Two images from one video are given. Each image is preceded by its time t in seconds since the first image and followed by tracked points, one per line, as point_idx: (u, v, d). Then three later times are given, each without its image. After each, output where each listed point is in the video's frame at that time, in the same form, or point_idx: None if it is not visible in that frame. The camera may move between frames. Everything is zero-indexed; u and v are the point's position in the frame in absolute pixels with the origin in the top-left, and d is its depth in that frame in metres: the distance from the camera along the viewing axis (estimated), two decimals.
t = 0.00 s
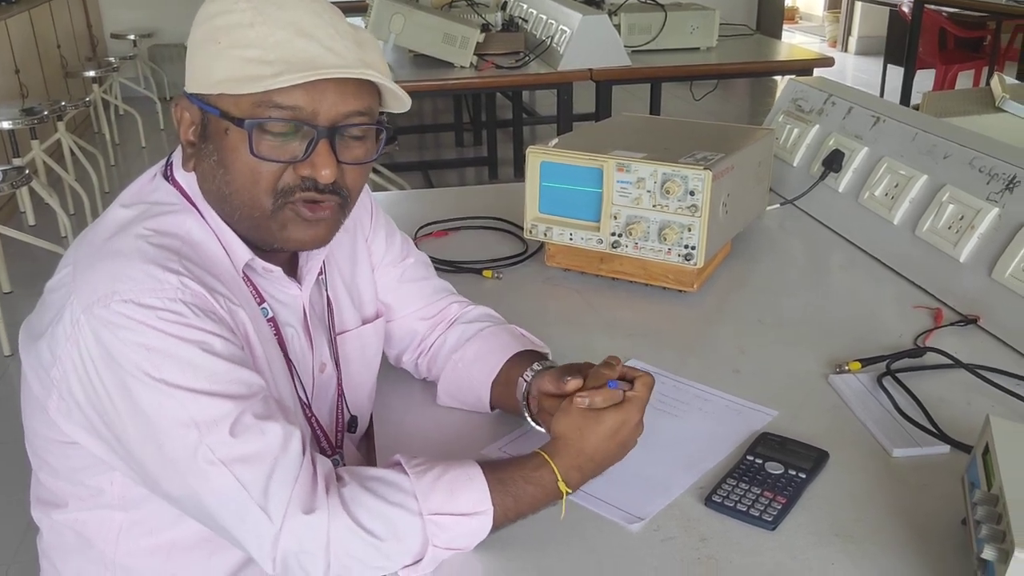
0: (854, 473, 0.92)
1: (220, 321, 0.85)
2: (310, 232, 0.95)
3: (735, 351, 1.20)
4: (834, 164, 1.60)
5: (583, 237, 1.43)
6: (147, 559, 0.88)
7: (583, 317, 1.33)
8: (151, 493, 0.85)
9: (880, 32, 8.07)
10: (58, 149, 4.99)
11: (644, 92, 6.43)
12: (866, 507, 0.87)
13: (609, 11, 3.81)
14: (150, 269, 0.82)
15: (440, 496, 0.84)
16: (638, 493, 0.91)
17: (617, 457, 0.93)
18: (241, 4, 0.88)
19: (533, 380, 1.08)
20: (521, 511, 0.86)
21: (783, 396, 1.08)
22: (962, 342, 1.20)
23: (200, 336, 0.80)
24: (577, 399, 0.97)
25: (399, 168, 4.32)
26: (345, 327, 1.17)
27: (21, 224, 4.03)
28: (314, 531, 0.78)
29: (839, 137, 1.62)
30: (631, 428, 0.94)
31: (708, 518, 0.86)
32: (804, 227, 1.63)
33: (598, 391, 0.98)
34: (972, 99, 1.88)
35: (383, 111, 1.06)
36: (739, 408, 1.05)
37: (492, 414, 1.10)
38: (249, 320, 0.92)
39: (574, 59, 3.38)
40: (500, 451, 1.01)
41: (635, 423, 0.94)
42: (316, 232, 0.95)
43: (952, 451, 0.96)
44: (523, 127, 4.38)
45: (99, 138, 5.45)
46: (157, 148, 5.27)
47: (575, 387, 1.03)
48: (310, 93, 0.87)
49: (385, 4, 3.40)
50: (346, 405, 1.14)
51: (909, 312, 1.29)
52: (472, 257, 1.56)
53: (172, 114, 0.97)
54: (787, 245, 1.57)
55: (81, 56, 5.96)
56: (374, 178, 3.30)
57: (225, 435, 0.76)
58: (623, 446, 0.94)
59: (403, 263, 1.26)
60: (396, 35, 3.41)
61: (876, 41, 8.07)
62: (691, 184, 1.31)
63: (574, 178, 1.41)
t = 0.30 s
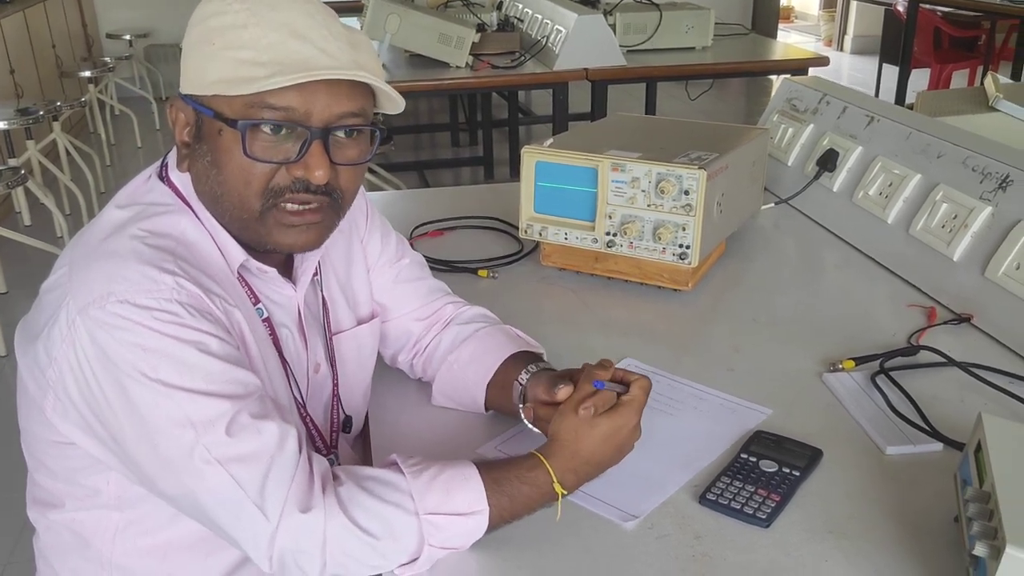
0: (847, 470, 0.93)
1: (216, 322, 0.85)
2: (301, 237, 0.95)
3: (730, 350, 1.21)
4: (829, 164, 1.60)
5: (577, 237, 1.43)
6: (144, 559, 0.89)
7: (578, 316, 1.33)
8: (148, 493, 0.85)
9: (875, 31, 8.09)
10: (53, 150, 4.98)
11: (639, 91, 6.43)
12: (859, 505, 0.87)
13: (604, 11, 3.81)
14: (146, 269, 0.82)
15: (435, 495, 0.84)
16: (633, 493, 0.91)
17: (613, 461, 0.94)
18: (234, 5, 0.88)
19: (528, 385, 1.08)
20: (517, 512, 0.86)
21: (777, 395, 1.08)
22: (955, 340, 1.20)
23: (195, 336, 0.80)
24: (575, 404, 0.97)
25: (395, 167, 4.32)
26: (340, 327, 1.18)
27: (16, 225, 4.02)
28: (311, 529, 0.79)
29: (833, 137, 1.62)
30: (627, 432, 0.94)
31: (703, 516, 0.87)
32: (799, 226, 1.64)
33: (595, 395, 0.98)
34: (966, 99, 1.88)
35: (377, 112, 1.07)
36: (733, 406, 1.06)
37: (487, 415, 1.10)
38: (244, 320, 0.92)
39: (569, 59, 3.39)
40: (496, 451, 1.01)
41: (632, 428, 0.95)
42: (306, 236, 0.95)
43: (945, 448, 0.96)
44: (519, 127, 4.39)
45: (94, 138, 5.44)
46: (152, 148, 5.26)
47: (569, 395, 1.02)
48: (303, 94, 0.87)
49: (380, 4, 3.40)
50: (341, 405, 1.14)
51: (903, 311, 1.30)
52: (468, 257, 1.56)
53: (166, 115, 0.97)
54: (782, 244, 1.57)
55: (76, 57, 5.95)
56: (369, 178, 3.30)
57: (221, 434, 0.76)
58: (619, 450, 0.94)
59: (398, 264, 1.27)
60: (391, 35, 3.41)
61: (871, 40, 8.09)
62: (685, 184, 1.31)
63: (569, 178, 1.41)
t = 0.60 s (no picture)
0: (844, 469, 0.93)
1: (212, 322, 0.85)
2: (298, 233, 0.94)
3: (727, 349, 1.21)
4: (825, 163, 1.61)
5: (575, 236, 1.43)
6: (142, 560, 0.89)
7: (575, 316, 1.34)
8: (145, 494, 0.85)
9: (871, 30, 8.11)
10: (49, 150, 4.97)
11: (636, 91, 6.44)
12: (856, 503, 0.88)
13: (601, 11, 3.81)
14: (142, 270, 0.82)
15: (433, 495, 0.84)
16: (631, 492, 0.91)
17: (611, 462, 0.94)
18: (231, 5, 0.88)
19: (523, 387, 1.07)
20: (514, 512, 0.86)
21: (774, 394, 1.09)
22: (952, 340, 1.20)
23: (192, 337, 0.80)
24: (574, 403, 0.97)
25: (392, 167, 4.32)
26: (337, 328, 1.18)
27: (13, 225, 4.01)
28: (308, 529, 0.79)
29: (830, 137, 1.62)
30: (624, 432, 0.94)
31: (700, 515, 0.87)
32: (795, 226, 1.64)
33: (593, 395, 0.98)
34: (962, 98, 1.89)
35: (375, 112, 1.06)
36: (730, 405, 1.06)
37: (484, 416, 1.10)
38: (241, 320, 0.92)
39: (566, 58, 3.39)
40: (493, 451, 1.01)
41: (629, 428, 0.95)
42: (304, 232, 0.94)
43: (942, 447, 0.96)
44: (516, 127, 4.39)
45: (91, 138, 5.44)
46: (149, 148, 5.25)
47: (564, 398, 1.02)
48: (300, 93, 0.87)
49: (375, 5, 3.38)
50: (338, 406, 1.14)
51: (899, 311, 1.30)
52: (465, 257, 1.56)
53: (163, 115, 0.97)
54: (779, 243, 1.58)
55: (72, 57, 5.94)
56: (367, 178, 3.30)
57: (219, 435, 0.76)
58: (617, 450, 0.94)
59: (395, 264, 1.26)
60: (388, 35, 3.41)
61: (867, 40, 8.11)
62: (682, 183, 1.31)
63: (566, 178, 1.41)
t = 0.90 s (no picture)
0: (843, 469, 0.93)
1: (209, 322, 0.85)
2: (297, 236, 0.95)
3: (725, 349, 1.21)
4: (824, 163, 1.60)
5: (573, 236, 1.43)
6: (139, 560, 0.88)
7: (574, 316, 1.33)
8: (142, 495, 0.85)
9: (869, 30, 8.11)
10: (47, 149, 4.97)
11: (635, 91, 6.44)
12: (855, 503, 0.88)
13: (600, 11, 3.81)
14: (138, 270, 0.82)
15: (431, 495, 0.84)
16: (629, 492, 0.91)
17: (609, 460, 0.93)
18: (227, 5, 0.87)
19: (522, 388, 1.07)
20: (512, 511, 0.86)
21: (772, 394, 1.09)
22: (950, 339, 1.20)
23: (188, 337, 0.80)
24: (574, 402, 0.97)
25: (390, 166, 4.31)
26: (335, 328, 1.18)
27: (10, 225, 4.00)
28: (305, 530, 0.78)
29: (828, 136, 1.62)
30: (623, 431, 0.94)
31: (698, 515, 0.87)
32: (794, 226, 1.64)
33: (593, 394, 0.98)
34: (960, 98, 1.88)
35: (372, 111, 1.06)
36: (728, 405, 1.06)
37: (482, 416, 1.10)
38: (238, 320, 0.92)
39: (565, 58, 3.38)
40: (491, 451, 1.01)
41: (628, 426, 0.95)
42: (303, 235, 0.95)
43: (941, 447, 0.96)
44: (514, 126, 4.38)
45: (88, 138, 5.43)
46: (147, 148, 5.25)
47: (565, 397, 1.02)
48: (299, 93, 0.87)
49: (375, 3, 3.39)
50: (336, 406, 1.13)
51: (897, 310, 1.30)
52: (463, 256, 1.56)
53: (160, 116, 0.97)
54: (777, 243, 1.58)
55: (70, 56, 5.93)
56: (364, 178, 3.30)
57: (216, 435, 0.76)
58: (616, 449, 0.94)
59: (393, 264, 1.26)
60: (386, 35, 3.41)
61: (865, 40, 8.11)
62: (680, 183, 1.31)
63: (564, 177, 1.41)
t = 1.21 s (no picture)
0: (842, 470, 0.93)
1: (206, 323, 0.85)
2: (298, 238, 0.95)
3: (724, 350, 1.21)
4: (823, 163, 1.60)
5: (572, 237, 1.43)
6: (137, 562, 0.88)
7: (573, 317, 1.33)
8: (140, 496, 0.84)
9: (869, 30, 8.11)
10: (46, 150, 4.96)
11: (634, 91, 6.44)
12: (854, 504, 0.87)
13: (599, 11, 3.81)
14: (135, 270, 0.82)
15: (429, 497, 0.84)
16: (628, 493, 0.91)
17: (608, 461, 0.93)
18: (225, 7, 0.87)
19: (519, 390, 1.07)
20: (510, 513, 0.86)
21: (771, 394, 1.08)
22: (949, 340, 1.20)
23: (185, 338, 0.80)
24: (573, 402, 0.97)
25: (389, 167, 4.31)
26: (333, 329, 1.17)
27: (9, 225, 4.00)
28: (303, 532, 0.78)
29: (827, 137, 1.62)
30: (621, 433, 0.94)
31: (697, 517, 0.87)
32: (793, 226, 1.64)
33: (591, 395, 0.98)
34: (960, 98, 1.88)
35: (371, 113, 1.06)
36: (727, 406, 1.06)
37: (481, 417, 1.10)
38: (235, 321, 0.92)
39: (564, 58, 3.38)
40: (490, 452, 1.01)
41: (627, 427, 0.95)
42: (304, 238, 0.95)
43: (940, 448, 0.96)
44: (513, 126, 4.38)
45: (88, 138, 5.43)
46: (146, 149, 5.25)
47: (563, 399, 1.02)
48: (298, 98, 0.87)
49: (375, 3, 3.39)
50: (335, 406, 1.13)
51: (897, 311, 1.30)
52: (462, 257, 1.55)
53: (157, 117, 0.96)
54: (776, 243, 1.57)
55: (69, 56, 5.93)
56: (364, 178, 3.30)
57: (212, 437, 0.76)
58: (615, 451, 0.94)
59: (392, 265, 1.26)
60: (385, 35, 3.41)
61: (865, 40, 8.11)
62: (679, 184, 1.31)
63: (563, 178, 1.41)
